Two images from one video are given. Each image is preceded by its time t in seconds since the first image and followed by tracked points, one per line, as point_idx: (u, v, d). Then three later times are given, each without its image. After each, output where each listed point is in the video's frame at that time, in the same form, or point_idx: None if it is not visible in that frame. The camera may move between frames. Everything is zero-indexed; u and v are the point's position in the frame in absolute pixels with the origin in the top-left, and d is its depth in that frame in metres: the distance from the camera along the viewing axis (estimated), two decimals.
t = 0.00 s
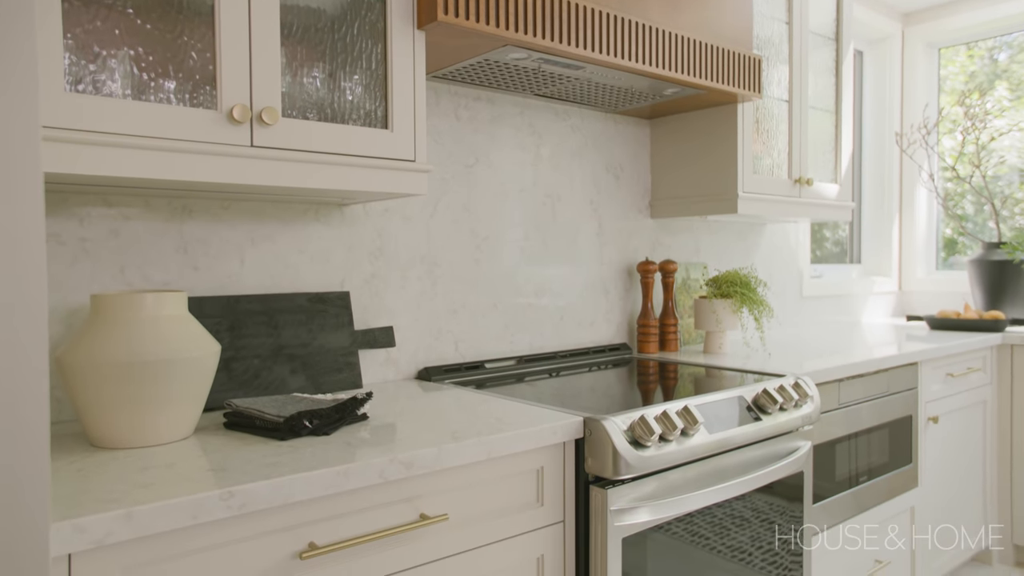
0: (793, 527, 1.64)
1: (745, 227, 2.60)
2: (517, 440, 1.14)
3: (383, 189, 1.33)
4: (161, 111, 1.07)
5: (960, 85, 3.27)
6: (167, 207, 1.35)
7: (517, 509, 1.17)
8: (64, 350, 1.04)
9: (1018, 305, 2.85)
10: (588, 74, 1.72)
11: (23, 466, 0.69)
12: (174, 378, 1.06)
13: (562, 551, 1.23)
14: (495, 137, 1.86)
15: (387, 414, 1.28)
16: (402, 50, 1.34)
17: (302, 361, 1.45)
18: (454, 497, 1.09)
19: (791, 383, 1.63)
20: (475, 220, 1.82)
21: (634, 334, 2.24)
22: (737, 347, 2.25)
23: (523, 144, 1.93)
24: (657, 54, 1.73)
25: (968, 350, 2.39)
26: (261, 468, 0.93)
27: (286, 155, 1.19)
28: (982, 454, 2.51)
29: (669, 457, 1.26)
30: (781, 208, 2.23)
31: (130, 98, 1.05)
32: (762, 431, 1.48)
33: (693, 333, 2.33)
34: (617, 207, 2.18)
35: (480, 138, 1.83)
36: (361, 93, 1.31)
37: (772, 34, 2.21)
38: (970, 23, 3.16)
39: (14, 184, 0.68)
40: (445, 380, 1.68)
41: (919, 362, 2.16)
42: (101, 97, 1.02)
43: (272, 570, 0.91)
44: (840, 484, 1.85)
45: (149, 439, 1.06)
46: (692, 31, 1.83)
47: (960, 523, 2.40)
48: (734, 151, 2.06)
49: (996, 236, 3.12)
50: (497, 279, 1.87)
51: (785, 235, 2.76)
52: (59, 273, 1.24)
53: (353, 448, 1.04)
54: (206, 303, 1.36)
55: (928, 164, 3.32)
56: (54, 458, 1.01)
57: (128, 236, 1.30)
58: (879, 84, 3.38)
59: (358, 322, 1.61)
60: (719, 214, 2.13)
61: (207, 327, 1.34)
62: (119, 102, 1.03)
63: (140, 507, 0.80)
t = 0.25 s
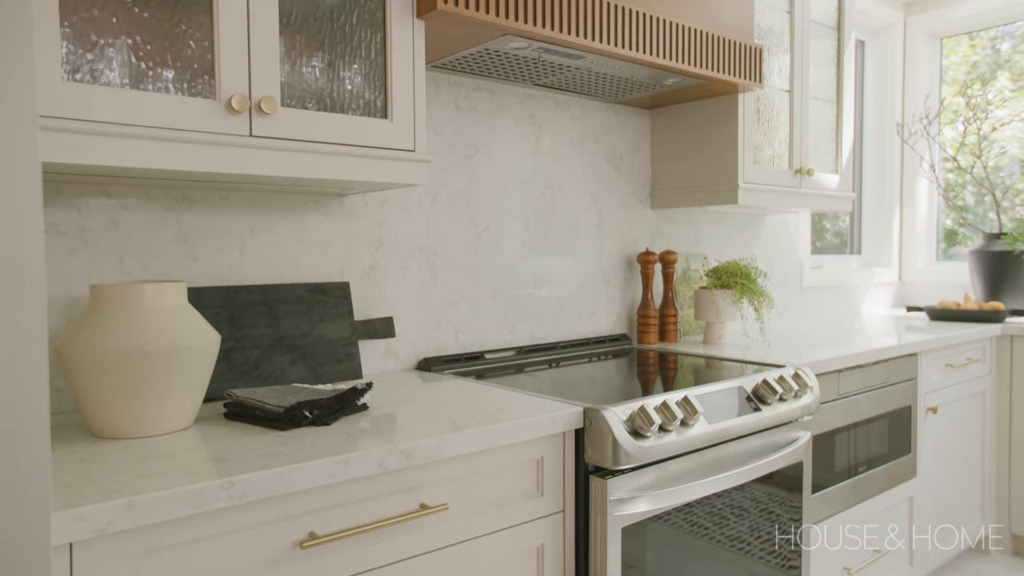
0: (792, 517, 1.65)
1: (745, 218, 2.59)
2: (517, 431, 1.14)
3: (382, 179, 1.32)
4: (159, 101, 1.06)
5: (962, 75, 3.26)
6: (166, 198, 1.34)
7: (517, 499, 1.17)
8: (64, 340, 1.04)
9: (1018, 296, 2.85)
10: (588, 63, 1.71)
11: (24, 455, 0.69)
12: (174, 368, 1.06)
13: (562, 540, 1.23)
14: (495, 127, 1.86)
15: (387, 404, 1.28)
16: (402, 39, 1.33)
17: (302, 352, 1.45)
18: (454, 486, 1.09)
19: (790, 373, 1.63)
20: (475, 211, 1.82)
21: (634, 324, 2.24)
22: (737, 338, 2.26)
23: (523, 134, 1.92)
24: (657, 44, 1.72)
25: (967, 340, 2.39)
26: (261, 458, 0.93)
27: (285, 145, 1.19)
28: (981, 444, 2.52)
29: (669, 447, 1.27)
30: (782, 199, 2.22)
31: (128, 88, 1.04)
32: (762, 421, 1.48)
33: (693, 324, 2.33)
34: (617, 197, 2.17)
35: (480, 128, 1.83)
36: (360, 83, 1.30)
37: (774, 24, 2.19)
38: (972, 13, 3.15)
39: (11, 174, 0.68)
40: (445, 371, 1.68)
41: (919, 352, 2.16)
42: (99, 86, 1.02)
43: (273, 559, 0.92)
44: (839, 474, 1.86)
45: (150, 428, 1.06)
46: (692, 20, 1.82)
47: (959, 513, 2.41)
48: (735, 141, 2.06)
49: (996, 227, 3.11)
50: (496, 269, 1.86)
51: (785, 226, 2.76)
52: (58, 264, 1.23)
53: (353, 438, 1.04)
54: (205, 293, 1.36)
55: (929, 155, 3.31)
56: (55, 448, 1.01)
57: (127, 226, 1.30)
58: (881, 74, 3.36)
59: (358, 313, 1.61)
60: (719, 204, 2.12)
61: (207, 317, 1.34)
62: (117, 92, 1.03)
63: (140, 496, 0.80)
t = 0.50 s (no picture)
0: (791, 507, 1.65)
1: (745, 208, 2.59)
2: (517, 421, 1.14)
3: (381, 169, 1.31)
4: (157, 90, 1.06)
5: (964, 65, 3.24)
6: (165, 188, 1.34)
7: (517, 488, 1.17)
8: (64, 330, 1.04)
9: (1018, 286, 2.85)
10: (588, 53, 1.70)
11: (25, 445, 0.69)
12: (174, 359, 1.06)
13: (562, 530, 1.23)
14: (495, 117, 1.85)
15: (387, 395, 1.28)
16: (401, 28, 1.32)
17: (302, 342, 1.45)
18: (454, 476, 1.09)
19: (790, 364, 1.63)
20: (475, 201, 1.81)
21: (634, 315, 2.24)
22: (737, 328, 2.26)
23: (523, 124, 1.91)
24: (658, 33, 1.71)
25: (967, 331, 2.39)
26: (261, 448, 0.93)
27: (284, 134, 1.18)
28: (979, 435, 2.52)
29: (669, 437, 1.27)
30: (783, 189, 2.21)
31: (126, 77, 1.04)
32: (762, 411, 1.48)
33: (693, 314, 2.33)
34: (617, 188, 2.16)
35: (480, 118, 1.82)
36: (360, 72, 1.29)
37: (776, 13, 2.18)
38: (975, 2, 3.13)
39: (9, 163, 0.68)
40: (445, 361, 1.68)
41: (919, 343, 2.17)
42: (96, 75, 1.01)
43: (274, 549, 0.92)
44: (838, 464, 1.86)
45: (150, 418, 1.06)
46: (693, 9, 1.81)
47: (957, 503, 2.42)
48: (736, 131, 2.05)
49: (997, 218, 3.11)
50: (496, 260, 1.86)
51: (785, 216, 2.75)
52: (56, 254, 1.23)
53: (353, 428, 1.04)
54: (205, 283, 1.36)
55: (930, 145, 3.30)
56: (55, 438, 1.01)
57: (126, 216, 1.30)
58: (882, 63, 3.34)
59: (358, 303, 1.61)
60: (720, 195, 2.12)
61: (206, 307, 1.34)
62: (115, 81, 1.02)
63: (141, 486, 0.80)
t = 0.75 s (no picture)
0: (790, 497, 1.66)
1: (746, 199, 2.58)
2: (517, 411, 1.14)
3: (381, 159, 1.31)
4: (155, 79, 1.05)
5: (966, 55, 3.23)
6: (163, 177, 1.33)
7: (517, 478, 1.17)
8: (64, 320, 1.04)
9: (1018, 277, 2.85)
10: (588, 42, 1.70)
11: (25, 434, 0.69)
12: (173, 349, 1.06)
13: (562, 519, 1.24)
14: (495, 107, 1.84)
15: (387, 385, 1.28)
16: (400, 16, 1.32)
17: (302, 333, 1.45)
18: (454, 466, 1.10)
19: (790, 354, 1.63)
20: (474, 191, 1.81)
21: (634, 305, 2.23)
22: (737, 319, 2.26)
23: (523, 114, 1.90)
24: (658, 22, 1.70)
25: (967, 321, 2.39)
26: (261, 438, 0.94)
27: (283, 124, 1.18)
28: (978, 425, 2.53)
29: (668, 427, 1.27)
30: (783, 179, 2.21)
31: (124, 66, 1.03)
32: (762, 401, 1.48)
33: (693, 305, 2.32)
34: (617, 178, 2.16)
35: (480, 108, 1.81)
36: (359, 62, 1.29)
37: (777, 2, 2.17)
38: None
39: (6, 153, 0.67)
40: (445, 351, 1.68)
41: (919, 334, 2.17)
42: (94, 64, 1.00)
43: (274, 538, 0.92)
44: (838, 454, 1.87)
45: (150, 408, 1.06)
46: None
47: (955, 493, 2.43)
48: (736, 121, 2.04)
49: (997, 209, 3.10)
50: (496, 250, 1.86)
51: (786, 207, 2.74)
52: (55, 244, 1.23)
53: (353, 419, 1.04)
54: (204, 274, 1.35)
55: (932, 135, 3.30)
56: (56, 428, 1.01)
57: (125, 206, 1.29)
58: (884, 53, 3.32)
59: (358, 293, 1.61)
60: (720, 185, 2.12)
61: (206, 298, 1.33)
62: (113, 70, 1.02)
63: (141, 475, 0.80)
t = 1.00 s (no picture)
0: (789, 486, 1.66)
1: (746, 189, 2.58)
2: (517, 400, 1.14)
3: (381, 148, 1.30)
4: (153, 67, 1.05)
5: (968, 44, 3.21)
6: (162, 167, 1.33)
7: (517, 467, 1.18)
8: (63, 310, 1.04)
9: (1018, 267, 2.85)
10: (588, 31, 1.69)
11: (25, 423, 0.69)
12: (172, 338, 1.06)
13: (561, 509, 1.24)
14: (495, 96, 1.84)
15: (387, 374, 1.28)
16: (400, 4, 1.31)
17: (302, 322, 1.45)
18: (454, 455, 1.10)
19: (790, 344, 1.63)
20: (474, 181, 1.80)
21: (634, 295, 2.23)
22: (737, 309, 2.26)
23: (523, 103, 1.90)
24: (659, 10, 1.69)
25: (967, 311, 2.39)
26: (261, 427, 0.94)
27: (282, 113, 1.17)
28: (977, 415, 2.53)
29: (668, 417, 1.27)
30: (784, 169, 2.20)
31: (121, 54, 1.03)
32: (761, 391, 1.48)
33: (693, 295, 2.32)
34: (617, 168, 2.15)
35: (480, 96, 1.80)
36: (358, 50, 1.28)
37: None
38: None
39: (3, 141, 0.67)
40: (445, 341, 1.68)
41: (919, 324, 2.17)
42: (91, 52, 1.00)
43: (275, 527, 0.93)
44: (837, 444, 1.87)
45: (150, 397, 1.06)
46: None
47: (953, 482, 2.44)
48: (737, 111, 2.03)
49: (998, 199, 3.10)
50: (496, 240, 1.85)
51: (786, 197, 2.74)
52: (54, 233, 1.23)
53: (353, 408, 1.04)
54: (204, 263, 1.35)
55: (933, 125, 3.29)
56: (56, 417, 1.01)
57: (124, 195, 1.29)
58: (886, 43, 3.31)
59: (358, 283, 1.61)
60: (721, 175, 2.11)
61: (206, 287, 1.33)
62: (110, 58, 1.01)
63: (142, 464, 0.80)
